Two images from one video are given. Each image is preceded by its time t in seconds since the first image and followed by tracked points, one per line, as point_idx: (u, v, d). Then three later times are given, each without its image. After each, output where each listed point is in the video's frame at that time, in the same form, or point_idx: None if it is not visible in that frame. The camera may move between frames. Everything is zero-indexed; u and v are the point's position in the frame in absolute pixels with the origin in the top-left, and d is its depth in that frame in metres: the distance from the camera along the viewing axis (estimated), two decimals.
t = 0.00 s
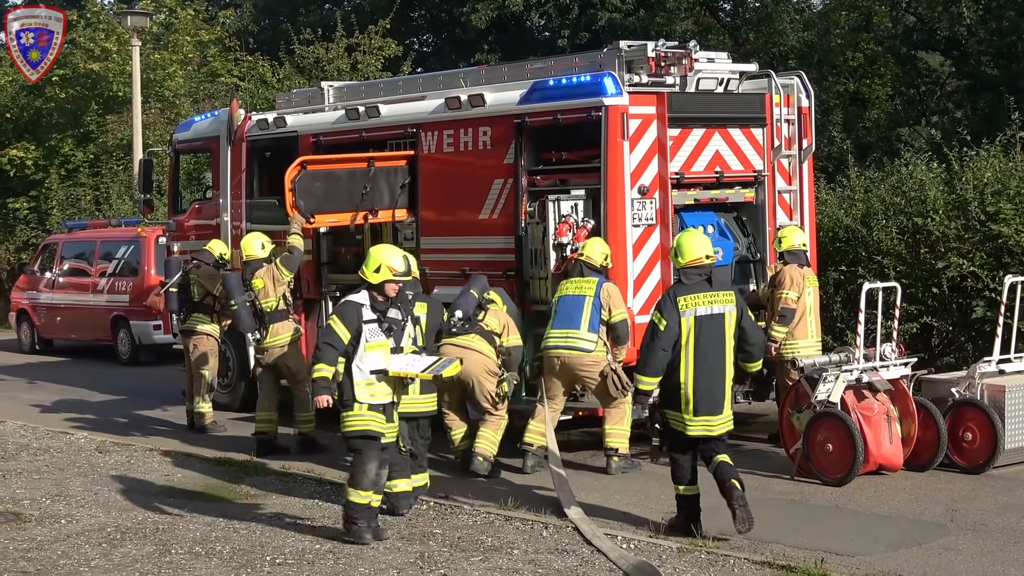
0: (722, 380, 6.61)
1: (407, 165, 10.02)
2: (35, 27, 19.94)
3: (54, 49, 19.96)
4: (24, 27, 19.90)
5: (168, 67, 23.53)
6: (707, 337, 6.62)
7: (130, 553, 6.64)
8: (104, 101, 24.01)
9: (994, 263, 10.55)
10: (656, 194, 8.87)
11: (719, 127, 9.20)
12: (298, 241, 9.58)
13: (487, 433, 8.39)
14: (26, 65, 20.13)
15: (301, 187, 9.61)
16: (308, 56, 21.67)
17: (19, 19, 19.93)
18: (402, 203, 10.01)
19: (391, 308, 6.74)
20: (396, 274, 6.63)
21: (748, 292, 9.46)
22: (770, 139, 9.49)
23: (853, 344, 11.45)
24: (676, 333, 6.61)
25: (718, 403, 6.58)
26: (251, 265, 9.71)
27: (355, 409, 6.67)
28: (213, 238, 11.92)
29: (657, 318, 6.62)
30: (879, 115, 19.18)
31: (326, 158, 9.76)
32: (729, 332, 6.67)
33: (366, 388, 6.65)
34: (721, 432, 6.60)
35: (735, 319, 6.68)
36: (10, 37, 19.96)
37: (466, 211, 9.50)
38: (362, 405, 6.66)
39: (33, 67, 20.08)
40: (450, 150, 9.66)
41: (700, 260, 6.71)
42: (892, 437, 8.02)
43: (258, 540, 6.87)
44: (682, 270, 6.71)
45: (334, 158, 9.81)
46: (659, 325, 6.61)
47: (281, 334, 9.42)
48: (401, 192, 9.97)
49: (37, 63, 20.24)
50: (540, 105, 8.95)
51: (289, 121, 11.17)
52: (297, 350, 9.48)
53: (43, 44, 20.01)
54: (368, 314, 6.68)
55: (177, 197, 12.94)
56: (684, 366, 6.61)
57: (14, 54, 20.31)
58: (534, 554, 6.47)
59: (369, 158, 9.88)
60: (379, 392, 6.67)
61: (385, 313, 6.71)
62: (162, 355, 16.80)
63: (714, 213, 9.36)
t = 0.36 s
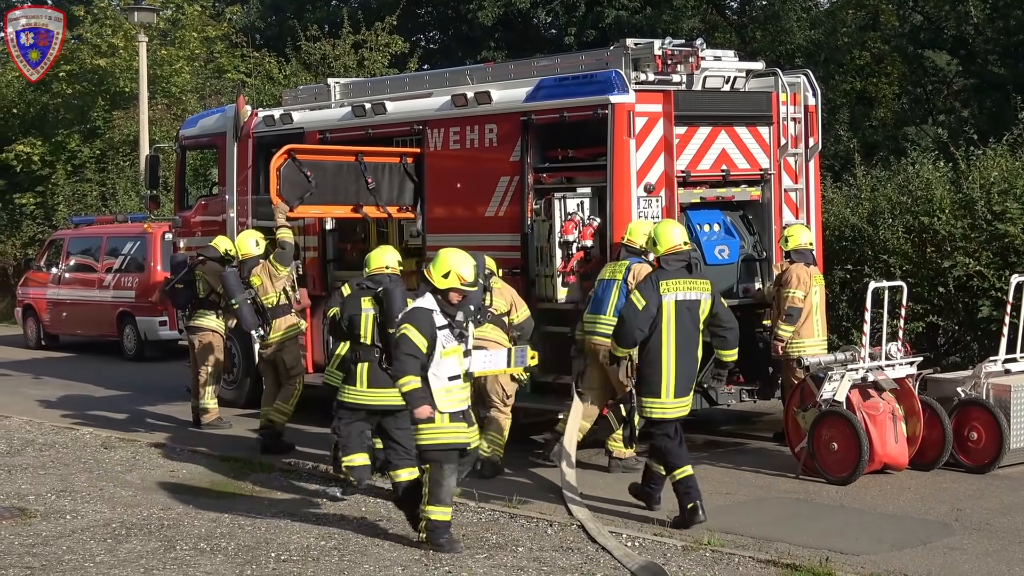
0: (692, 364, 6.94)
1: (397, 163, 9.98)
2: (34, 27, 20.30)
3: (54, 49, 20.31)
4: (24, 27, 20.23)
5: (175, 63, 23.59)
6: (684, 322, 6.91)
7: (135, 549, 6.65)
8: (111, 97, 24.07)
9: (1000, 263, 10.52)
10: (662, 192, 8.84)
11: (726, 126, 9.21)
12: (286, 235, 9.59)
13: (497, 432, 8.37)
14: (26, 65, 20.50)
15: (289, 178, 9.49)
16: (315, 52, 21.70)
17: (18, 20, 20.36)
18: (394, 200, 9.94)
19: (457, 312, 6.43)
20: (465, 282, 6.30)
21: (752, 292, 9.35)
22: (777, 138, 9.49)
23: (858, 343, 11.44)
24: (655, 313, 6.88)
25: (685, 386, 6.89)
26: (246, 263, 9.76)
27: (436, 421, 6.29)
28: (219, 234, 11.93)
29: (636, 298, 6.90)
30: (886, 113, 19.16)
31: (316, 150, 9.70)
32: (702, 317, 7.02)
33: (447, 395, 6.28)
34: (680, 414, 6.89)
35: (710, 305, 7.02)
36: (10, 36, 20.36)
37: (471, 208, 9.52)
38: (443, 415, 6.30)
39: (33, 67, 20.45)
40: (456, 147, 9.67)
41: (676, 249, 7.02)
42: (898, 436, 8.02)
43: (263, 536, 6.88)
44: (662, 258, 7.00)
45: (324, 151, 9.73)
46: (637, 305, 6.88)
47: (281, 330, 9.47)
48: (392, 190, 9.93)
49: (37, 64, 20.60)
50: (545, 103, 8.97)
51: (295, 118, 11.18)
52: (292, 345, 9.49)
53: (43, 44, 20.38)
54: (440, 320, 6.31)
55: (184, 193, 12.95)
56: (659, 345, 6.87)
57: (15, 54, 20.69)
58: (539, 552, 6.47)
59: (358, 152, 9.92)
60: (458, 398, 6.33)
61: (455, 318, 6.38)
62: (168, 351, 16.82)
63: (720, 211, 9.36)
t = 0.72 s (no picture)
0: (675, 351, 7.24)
1: (387, 168, 9.92)
2: (34, 27, 20.34)
3: (54, 49, 20.38)
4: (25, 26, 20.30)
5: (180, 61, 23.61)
6: (671, 311, 7.20)
7: (140, 546, 6.66)
8: (116, 95, 24.10)
9: (1006, 261, 10.49)
10: (667, 190, 8.83)
11: (731, 124, 9.19)
12: (287, 257, 9.48)
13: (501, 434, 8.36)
14: (26, 65, 20.54)
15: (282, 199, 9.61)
16: (320, 50, 21.71)
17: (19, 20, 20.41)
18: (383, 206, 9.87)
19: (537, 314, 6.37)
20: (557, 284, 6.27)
21: (757, 290, 9.38)
22: (782, 136, 9.48)
23: (864, 341, 11.43)
24: (645, 300, 7.14)
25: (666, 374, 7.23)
26: (243, 264, 9.74)
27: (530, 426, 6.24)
28: (224, 232, 11.95)
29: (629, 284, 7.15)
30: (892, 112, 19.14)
31: (304, 167, 9.69)
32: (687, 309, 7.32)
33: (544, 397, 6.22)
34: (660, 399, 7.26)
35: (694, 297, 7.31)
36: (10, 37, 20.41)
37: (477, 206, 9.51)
38: (536, 419, 6.25)
39: (32, 67, 20.50)
40: (461, 144, 9.66)
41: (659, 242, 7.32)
42: (903, 435, 8.01)
43: (267, 534, 6.89)
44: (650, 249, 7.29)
45: (312, 168, 9.72)
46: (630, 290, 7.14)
47: (270, 337, 9.25)
48: (381, 196, 9.87)
49: (37, 63, 20.65)
50: (550, 101, 8.96)
51: (300, 116, 11.18)
52: (279, 352, 9.26)
53: (43, 44, 20.43)
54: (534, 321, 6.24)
55: (189, 191, 12.96)
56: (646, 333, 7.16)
57: (14, 54, 20.73)
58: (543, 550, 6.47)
59: (348, 165, 9.84)
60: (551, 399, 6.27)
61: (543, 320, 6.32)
62: (173, 349, 16.85)
63: (725, 209, 9.38)
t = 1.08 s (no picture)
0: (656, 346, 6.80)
1: (385, 172, 9.93)
2: (34, 27, 20.44)
3: (53, 49, 20.43)
4: (26, 27, 20.38)
5: (184, 60, 23.65)
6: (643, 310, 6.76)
7: (145, 545, 6.67)
8: (121, 94, 24.15)
9: (1010, 259, 10.50)
10: (672, 188, 8.85)
11: (735, 122, 9.20)
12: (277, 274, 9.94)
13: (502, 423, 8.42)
14: (26, 65, 20.60)
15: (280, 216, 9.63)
16: (324, 49, 21.74)
17: (19, 20, 20.44)
18: (388, 211, 9.96)
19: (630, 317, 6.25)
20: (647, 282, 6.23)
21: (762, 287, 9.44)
22: (786, 134, 9.47)
23: (869, 339, 11.42)
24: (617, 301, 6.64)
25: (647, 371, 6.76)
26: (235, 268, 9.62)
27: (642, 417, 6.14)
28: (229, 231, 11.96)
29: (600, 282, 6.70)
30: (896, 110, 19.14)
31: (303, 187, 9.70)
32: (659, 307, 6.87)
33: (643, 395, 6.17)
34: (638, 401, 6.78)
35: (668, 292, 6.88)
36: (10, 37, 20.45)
37: (481, 204, 9.52)
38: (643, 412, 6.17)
39: (32, 67, 20.56)
40: (465, 143, 9.66)
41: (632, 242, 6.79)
42: (908, 432, 8.00)
43: (272, 533, 6.90)
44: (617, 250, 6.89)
45: (312, 184, 9.75)
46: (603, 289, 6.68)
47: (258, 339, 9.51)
48: (385, 203, 9.93)
49: (37, 63, 20.66)
50: (554, 99, 8.96)
51: (305, 115, 11.19)
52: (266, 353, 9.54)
53: (42, 44, 20.47)
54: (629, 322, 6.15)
55: (193, 190, 12.96)
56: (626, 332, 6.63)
57: (14, 54, 20.74)
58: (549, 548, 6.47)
59: (347, 176, 9.87)
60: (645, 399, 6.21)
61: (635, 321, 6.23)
62: (178, 348, 16.87)
63: (729, 207, 9.37)
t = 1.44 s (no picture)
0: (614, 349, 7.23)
1: (387, 174, 10.02)
2: (34, 27, 20.47)
3: (53, 47, 20.43)
4: (26, 26, 20.41)
5: (188, 59, 23.66)
6: (603, 314, 7.16)
7: (149, 544, 6.67)
8: (124, 93, 24.17)
9: (1014, 257, 10.52)
10: (675, 186, 8.85)
11: (739, 120, 9.20)
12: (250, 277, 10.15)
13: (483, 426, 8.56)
14: (26, 65, 20.63)
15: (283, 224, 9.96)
16: (328, 47, 21.75)
17: (21, 20, 20.44)
18: (391, 213, 10.08)
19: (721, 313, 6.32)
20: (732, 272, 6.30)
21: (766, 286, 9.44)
22: (790, 132, 9.47)
23: (873, 337, 11.41)
24: (577, 312, 7.03)
25: (604, 374, 7.19)
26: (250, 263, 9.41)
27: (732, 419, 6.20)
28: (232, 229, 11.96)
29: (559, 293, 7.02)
30: (899, 108, 19.12)
31: (305, 196, 10.00)
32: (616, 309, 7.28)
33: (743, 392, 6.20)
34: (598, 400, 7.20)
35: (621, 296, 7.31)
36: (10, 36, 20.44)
37: (484, 203, 9.53)
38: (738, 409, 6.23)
39: (33, 67, 20.60)
40: (468, 142, 9.66)
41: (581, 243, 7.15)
42: (911, 430, 7.99)
43: (276, 531, 6.90)
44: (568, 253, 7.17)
45: (314, 193, 10.04)
46: (563, 300, 7.01)
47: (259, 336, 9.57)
48: (388, 205, 10.06)
49: (37, 63, 20.72)
50: (558, 98, 8.96)
51: (308, 113, 11.20)
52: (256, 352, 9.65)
53: (43, 44, 20.49)
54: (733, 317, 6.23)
55: (197, 189, 12.98)
56: (589, 337, 7.07)
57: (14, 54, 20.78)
58: (552, 546, 6.47)
59: (349, 182, 10.07)
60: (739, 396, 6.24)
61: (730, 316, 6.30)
62: (182, 347, 16.87)
63: (733, 205, 9.33)
